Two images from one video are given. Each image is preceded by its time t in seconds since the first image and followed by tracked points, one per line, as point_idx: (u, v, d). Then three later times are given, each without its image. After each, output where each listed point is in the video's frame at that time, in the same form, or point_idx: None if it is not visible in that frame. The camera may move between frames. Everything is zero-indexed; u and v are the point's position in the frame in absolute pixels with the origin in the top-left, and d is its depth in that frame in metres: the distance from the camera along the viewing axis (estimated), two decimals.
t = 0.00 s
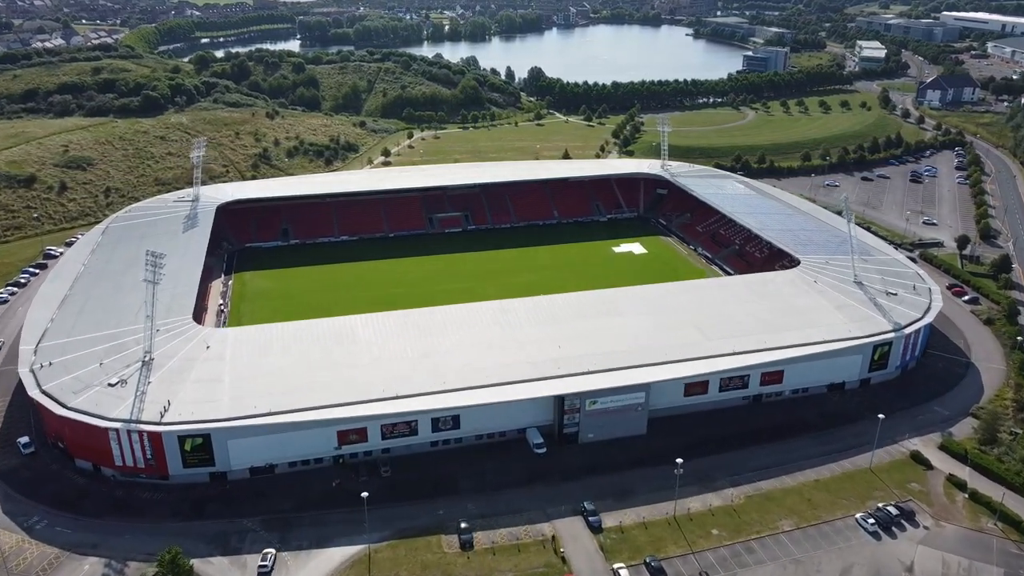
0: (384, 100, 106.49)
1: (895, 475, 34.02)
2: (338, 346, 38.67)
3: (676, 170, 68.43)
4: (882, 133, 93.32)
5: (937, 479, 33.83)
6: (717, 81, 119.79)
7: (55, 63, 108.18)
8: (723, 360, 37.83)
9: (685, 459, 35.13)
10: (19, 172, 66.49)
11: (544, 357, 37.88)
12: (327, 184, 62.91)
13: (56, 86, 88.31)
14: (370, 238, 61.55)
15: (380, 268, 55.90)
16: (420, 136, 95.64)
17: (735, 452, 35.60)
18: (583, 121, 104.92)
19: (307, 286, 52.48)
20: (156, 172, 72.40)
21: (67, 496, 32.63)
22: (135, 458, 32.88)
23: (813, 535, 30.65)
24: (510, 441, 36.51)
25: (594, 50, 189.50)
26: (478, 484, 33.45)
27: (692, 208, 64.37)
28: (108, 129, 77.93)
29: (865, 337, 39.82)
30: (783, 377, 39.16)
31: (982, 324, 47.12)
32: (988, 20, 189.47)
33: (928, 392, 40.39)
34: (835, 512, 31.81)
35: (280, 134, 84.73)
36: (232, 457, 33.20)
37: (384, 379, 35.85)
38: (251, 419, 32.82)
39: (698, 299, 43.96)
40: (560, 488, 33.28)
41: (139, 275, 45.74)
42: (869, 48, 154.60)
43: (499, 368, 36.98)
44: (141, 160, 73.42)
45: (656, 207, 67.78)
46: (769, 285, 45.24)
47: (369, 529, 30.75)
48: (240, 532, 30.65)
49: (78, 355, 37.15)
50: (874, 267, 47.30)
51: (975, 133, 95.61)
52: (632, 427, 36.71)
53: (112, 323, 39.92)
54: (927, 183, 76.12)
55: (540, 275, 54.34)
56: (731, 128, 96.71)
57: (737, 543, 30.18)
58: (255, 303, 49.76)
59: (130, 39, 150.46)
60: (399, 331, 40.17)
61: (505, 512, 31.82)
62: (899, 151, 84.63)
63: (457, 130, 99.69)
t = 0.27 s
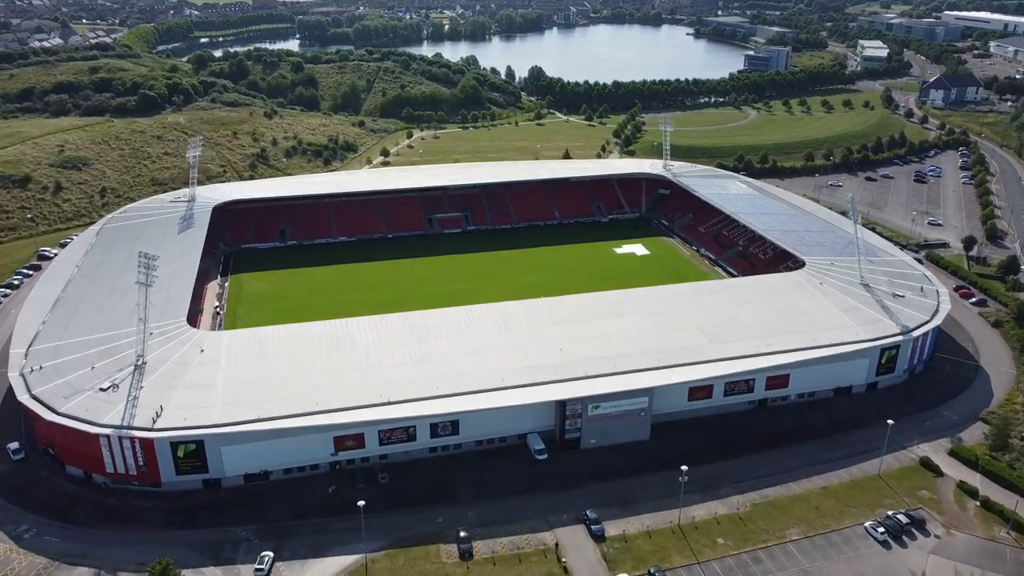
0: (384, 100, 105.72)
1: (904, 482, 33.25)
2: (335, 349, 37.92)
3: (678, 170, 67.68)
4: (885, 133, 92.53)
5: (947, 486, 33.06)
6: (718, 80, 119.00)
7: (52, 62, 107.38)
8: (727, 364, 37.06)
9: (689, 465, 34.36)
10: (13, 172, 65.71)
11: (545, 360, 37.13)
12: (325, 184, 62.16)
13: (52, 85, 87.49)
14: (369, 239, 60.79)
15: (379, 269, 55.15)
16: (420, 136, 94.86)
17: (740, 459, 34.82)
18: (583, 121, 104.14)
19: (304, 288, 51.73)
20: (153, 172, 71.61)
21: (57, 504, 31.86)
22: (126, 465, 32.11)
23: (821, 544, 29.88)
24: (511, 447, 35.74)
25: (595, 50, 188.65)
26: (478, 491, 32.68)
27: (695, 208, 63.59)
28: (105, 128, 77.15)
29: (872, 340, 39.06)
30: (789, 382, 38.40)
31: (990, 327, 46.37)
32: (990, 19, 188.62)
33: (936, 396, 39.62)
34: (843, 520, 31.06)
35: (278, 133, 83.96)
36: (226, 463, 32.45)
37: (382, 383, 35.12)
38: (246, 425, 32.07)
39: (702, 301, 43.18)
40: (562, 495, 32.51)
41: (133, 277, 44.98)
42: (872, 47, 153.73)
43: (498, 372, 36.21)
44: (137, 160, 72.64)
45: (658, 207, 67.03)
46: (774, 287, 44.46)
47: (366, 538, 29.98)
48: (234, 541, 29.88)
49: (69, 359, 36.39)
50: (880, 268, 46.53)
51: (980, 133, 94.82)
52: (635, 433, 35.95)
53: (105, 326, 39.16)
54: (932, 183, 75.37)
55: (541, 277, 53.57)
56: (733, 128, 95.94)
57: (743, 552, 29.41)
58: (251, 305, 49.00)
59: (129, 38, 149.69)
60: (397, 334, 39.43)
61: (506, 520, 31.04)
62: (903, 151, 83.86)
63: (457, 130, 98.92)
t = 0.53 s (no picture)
0: (382, 100, 105.00)
1: (914, 489, 32.50)
2: (331, 353, 37.14)
3: (680, 170, 66.94)
4: (889, 132, 91.77)
5: (958, 494, 32.29)
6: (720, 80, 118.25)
7: (49, 62, 106.71)
8: (732, 368, 36.29)
9: (694, 472, 33.60)
10: (8, 172, 64.97)
11: (546, 364, 36.37)
12: (323, 184, 61.42)
13: (48, 84, 86.74)
14: (367, 240, 60.02)
15: (378, 270, 54.36)
16: (419, 135, 94.13)
17: (746, 465, 34.05)
18: (584, 121, 103.43)
19: (301, 289, 50.99)
20: (149, 172, 70.86)
21: (47, 512, 31.08)
22: (118, 472, 31.33)
23: (830, 553, 29.12)
24: (512, 452, 34.99)
25: (595, 49, 187.87)
26: (477, 499, 31.92)
27: (697, 209, 62.83)
28: (101, 128, 76.41)
29: (880, 343, 38.29)
30: (795, 386, 37.63)
31: (999, 329, 45.61)
32: (992, 19, 187.83)
33: (945, 400, 38.84)
34: (852, 529, 30.29)
35: (277, 133, 83.21)
36: (219, 470, 31.67)
37: (380, 388, 34.34)
38: (239, 432, 31.31)
39: (706, 303, 42.39)
40: (564, 503, 31.74)
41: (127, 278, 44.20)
42: (874, 46, 152.90)
43: (499, 376, 35.41)
44: (133, 160, 71.89)
45: (660, 208, 66.28)
46: (779, 289, 43.69)
47: (362, 547, 29.21)
48: (227, 550, 29.11)
49: (60, 363, 35.62)
50: (887, 270, 45.74)
51: (983, 132, 94.10)
52: (638, 438, 35.18)
53: (97, 329, 38.38)
54: (936, 183, 74.63)
55: (542, 279, 52.84)
56: (735, 128, 95.19)
57: (750, 562, 28.64)
58: (248, 307, 48.27)
59: (127, 38, 148.96)
60: (395, 337, 38.66)
61: (506, 529, 30.28)
62: (907, 151, 83.10)
63: (457, 129, 98.21)
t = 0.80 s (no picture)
0: (382, 99, 104.35)
1: (923, 495, 31.84)
2: (328, 356, 36.47)
3: (682, 170, 66.27)
4: (892, 132, 91.16)
5: (968, 500, 31.63)
6: (721, 79, 117.60)
7: (46, 61, 106.04)
8: (736, 371, 35.63)
9: (698, 477, 32.94)
10: (3, 172, 64.32)
11: (547, 367, 35.71)
12: (321, 184, 60.78)
13: (44, 83, 86.08)
14: (366, 241, 59.36)
15: (376, 272, 53.67)
16: (419, 135, 93.48)
17: (751, 470, 33.38)
18: (585, 120, 102.80)
19: (299, 291, 50.36)
20: (146, 172, 70.20)
21: (37, 519, 30.45)
22: (110, 478, 30.68)
23: (838, 562, 28.46)
24: (512, 458, 34.33)
25: (596, 49, 187.18)
26: (477, 505, 31.26)
27: (700, 209, 62.16)
28: (97, 128, 75.75)
29: (887, 346, 37.64)
30: (801, 390, 36.97)
31: (1006, 331, 44.95)
32: (993, 18, 187.12)
33: (953, 404, 38.18)
34: (860, 537, 29.63)
35: (275, 133, 82.56)
36: (213, 477, 31.01)
37: (377, 392, 33.66)
38: (234, 437, 30.65)
39: (709, 305, 41.74)
40: (565, 509, 31.08)
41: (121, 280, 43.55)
42: (875, 45, 152.26)
43: (499, 380, 34.75)
44: (130, 160, 71.23)
45: (662, 208, 65.62)
46: (783, 291, 43.05)
47: (359, 556, 28.54)
48: (221, 559, 28.45)
49: (52, 367, 34.96)
50: (893, 271, 45.08)
51: (987, 132, 93.46)
52: (641, 443, 34.53)
53: (90, 332, 37.72)
54: (940, 183, 74.02)
55: (543, 280, 52.16)
56: (737, 127, 94.58)
57: (755, 571, 27.98)
58: (244, 309, 47.61)
59: (125, 37, 148.26)
60: (394, 340, 37.99)
61: (506, 536, 29.62)
62: (910, 151, 82.47)
63: (456, 129, 97.58)
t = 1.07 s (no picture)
0: (381, 99, 103.56)
1: (934, 503, 31.04)
2: (325, 360, 35.70)
3: (685, 170, 65.47)
4: (895, 132, 90.41)
5: (980, 508, 30.84)
6: (722, 79, 116.84)
7: (43, 60, 105.25)
8: (742, 376, 34.85)
9: (703, 485, 32.19)
10: None
11: (548, 372, 34.95)
12: (319, 184, 60.02)
13: (40, 82, 85.29)
14: (365, 242, 58.59)
15: (375, 273, 52.91)
16: (418, 135, 92.73)
17: (757, 478, 32.59)
18: (586, 120, 102.05)
19: (296, 293, 49.59)
20: (142, 172, 69.41)
21: (26, 528, 29.68)
22: (100, 486, 29.90)
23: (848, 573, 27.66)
24: (512, 464, 33.57)
25: (596, 49, 186.41)
26: (476, 514, 30.48)
27: (703, 210, 61.40)
28: (93, 127, 74.98)
29: (895, 350, 36.86)
30: (807, 394, 36.19)
31: (1015, 334, 44.19)
32: (995, 18, 186.21)
33: (962, 409, 37.41)
34: (870, 546, 28.83)
35: (273, 132, 81.79)
36: (206, 484, 30.25)
37: (375, 398, 32.90)
38: (227, 444, 29.89)
39: (714, 308, 40.96)
40: (567, 518, 30.28)
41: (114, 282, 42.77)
42: (877, 44, 151.49)
43: (500, 385, 34.00)
44: (126, 160, 70.45)
45: (664, 209, 64.84)
46: (789, 293, 42.29)
47: (355, 566, 27.75)
48: (213, 569, 27.66)
49: (42, 371, 34.16)
50: (900, 273, 44.32)
51: (991, 131, 92.69)
52: (644, 450, 33.76)
53: (82, 335, 36.94)
54: (945, 183, 73.27)
55: (544, 282, 51.38)
56: (739, 127, 93.83)
57: None
58: (240, 311, 46.83)
59: (123, 36, 147.42)
60: (392, 344, 37.22)
61: (507, 546, 28.82)
62: (914, 150, 81.70)
63: (456, 129, 96.83)
